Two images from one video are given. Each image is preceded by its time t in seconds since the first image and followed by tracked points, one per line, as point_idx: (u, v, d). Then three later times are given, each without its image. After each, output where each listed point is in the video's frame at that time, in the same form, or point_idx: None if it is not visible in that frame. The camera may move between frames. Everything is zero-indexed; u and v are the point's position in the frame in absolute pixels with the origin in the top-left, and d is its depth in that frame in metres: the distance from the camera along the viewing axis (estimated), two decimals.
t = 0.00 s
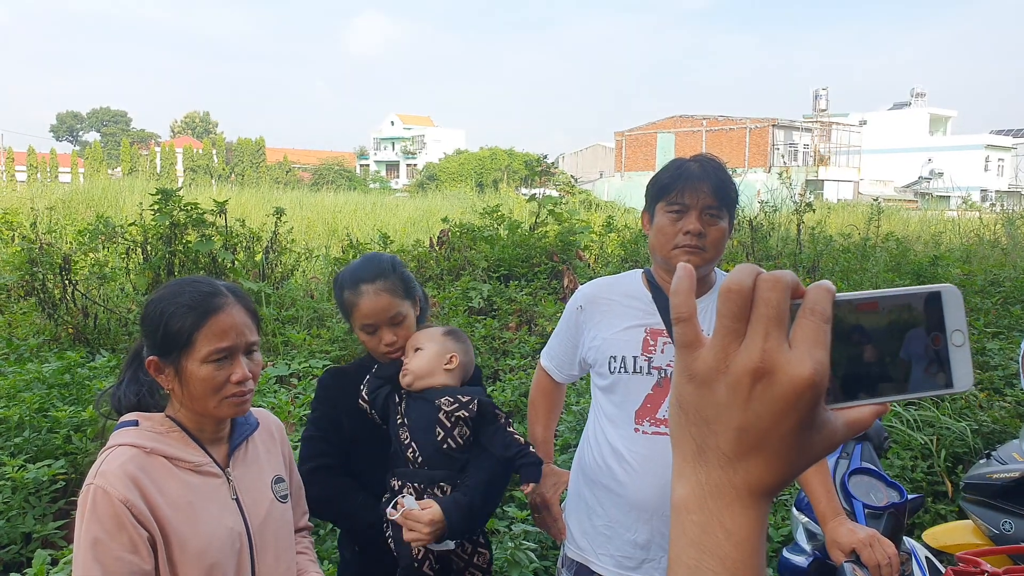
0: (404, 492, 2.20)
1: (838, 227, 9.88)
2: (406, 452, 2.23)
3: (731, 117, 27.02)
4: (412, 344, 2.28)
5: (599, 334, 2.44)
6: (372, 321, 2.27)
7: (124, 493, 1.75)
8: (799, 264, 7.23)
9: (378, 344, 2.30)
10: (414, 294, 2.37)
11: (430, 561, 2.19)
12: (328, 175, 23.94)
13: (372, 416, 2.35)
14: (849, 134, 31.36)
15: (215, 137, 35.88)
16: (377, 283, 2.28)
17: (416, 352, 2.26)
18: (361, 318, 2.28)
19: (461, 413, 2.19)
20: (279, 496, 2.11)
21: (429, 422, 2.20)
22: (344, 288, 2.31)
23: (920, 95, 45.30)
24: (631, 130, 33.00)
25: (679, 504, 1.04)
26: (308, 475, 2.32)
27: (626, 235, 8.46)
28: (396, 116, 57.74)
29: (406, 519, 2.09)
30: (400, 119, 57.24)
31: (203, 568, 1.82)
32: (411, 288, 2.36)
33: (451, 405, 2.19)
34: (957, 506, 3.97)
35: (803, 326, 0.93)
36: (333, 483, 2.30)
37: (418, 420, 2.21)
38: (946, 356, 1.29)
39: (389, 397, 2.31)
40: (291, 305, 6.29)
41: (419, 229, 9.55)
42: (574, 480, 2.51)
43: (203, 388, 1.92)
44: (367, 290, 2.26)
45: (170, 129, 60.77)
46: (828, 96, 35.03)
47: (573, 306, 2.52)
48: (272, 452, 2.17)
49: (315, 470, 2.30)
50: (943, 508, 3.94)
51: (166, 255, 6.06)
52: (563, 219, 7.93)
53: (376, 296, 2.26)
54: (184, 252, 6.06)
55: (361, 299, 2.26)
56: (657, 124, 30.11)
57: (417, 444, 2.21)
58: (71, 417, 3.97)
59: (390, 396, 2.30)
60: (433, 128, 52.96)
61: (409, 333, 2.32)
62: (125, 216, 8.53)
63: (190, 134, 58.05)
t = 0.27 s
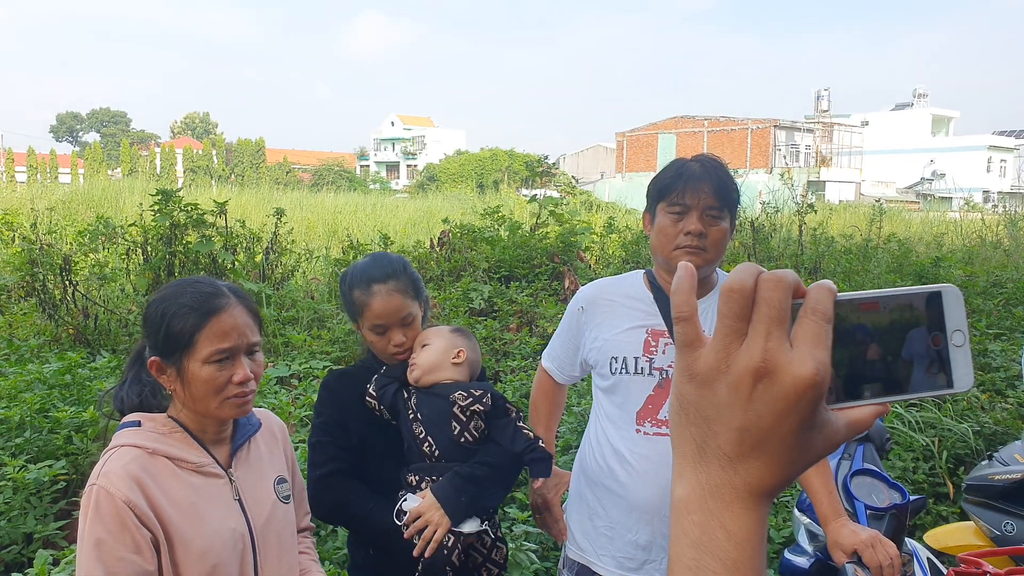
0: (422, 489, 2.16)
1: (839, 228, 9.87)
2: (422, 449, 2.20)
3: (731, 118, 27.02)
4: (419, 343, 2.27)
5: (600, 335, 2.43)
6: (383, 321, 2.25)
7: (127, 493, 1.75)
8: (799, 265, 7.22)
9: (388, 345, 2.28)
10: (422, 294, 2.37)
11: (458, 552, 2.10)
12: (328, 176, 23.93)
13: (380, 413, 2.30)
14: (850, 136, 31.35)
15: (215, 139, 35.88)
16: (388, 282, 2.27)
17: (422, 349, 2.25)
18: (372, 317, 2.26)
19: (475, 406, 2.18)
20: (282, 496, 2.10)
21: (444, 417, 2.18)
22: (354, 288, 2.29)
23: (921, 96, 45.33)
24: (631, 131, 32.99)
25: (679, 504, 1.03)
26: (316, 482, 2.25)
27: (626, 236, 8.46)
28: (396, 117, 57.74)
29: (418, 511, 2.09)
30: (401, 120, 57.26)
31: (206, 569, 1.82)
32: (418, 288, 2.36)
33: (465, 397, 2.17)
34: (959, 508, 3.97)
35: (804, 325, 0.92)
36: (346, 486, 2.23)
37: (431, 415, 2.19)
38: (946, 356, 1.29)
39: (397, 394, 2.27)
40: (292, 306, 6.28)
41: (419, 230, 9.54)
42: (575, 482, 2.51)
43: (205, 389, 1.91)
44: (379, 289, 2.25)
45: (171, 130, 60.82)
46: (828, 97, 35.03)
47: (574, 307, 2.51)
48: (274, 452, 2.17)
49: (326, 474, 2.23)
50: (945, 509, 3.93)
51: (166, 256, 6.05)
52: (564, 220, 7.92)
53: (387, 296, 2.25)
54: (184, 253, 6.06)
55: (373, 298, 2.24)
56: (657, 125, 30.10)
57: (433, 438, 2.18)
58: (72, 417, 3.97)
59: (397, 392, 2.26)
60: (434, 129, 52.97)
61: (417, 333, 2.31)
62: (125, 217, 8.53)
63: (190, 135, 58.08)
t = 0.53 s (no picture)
0: (439, 488, 2.14)
1: (839, 229, 9.87)
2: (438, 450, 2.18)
3: (732, 119, 27.02)
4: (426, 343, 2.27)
5: (601, 336, 2.43)
6: (393, 319, 2.24)
7: (130, 493, 1.75)
8: (800, 267, 7.22)
9: (394, 343, 2.27)
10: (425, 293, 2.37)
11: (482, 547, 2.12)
12: (329, 175, 23.93)
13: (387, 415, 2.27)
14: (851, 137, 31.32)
15: (216, 138, 35.89)
16: (396, 281, 2.26)
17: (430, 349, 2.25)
18: (382, 316, 2.24)
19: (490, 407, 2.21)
20: (284, 497, 2.10)
21: (459, 418, 2.18)
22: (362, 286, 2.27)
23: (923, 97, 45.30)
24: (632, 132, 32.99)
25: (676, 509, 1.03)
26: (328, 491, 2.22)
27: (627, 237, 8.45)
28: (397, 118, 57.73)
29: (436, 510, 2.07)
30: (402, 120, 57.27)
31: (208, 569, 1.82)
32: (422, 287, 2.36)
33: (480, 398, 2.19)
34: (960, 510, 3.96)
35: (801, 330, 0.92)
36: (360, 492, 2.21)
37: (446, 416, 2.18)
38: (944, 360, 1.29)
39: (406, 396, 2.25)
40: (293, 306, 6.28)
41: (420, 231, 9.54)
42: (575, 482, 2.51)
43: (208, 389, 1.91)
44: (388, 288, 2.24)
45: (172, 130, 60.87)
46: (830, 98, 35.01)
47: (575, 308, 2.51)
48: (277, 453, 2.17)
49: (339, 482, 2.21)
50: (946, 511, 3.93)
51: (167, 256, 6.05)
52: (565, 220, 7.91)
53: (398, 295, 2.24)
54: (185, 253, 6.06)
55: (383, 296, 2.23)
56: (658, 126, 30.09)
57: (448, 438, 2.17)
58: (73, 417, 3.97)
59: (407, 394, 2.24)
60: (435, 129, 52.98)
61: (423, 333, 2.31)
62: (126, 216, 8.53)
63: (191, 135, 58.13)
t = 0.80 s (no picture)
0: (452, 493, 2.17)
1: (841, 231, 9.86)
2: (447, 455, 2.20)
3: (734, 121, 27.02)
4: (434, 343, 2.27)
5: (602, 337, 2.43)
6: (402, 323, 2.23)
7: (132, 494, 1.75)
8: (802, 269, 7.22)
9: (400, 346, 2.26)
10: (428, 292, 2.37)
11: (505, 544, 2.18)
12: (330, 176, 23.94)
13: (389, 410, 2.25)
14: (853, 139, 31.30)
15: (218, 138, 35.92)
16: (405, 284, 2.25)
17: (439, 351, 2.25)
18: (392, 319, 2.23)
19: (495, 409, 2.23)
20: (287, 497, 2.10)
21: (465, 420, 2.21)
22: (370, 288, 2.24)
23: (924, 99, 45.27)
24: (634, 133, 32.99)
25: (677, 517, 1.03)
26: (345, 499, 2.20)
27: (629, 238, 8.45)
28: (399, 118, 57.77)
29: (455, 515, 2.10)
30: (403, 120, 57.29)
31: (210, 570, 1.82)
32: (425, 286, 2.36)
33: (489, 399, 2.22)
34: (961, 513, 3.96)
35: (801, 338, 0.92)
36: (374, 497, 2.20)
37: (455, 419, 2.21)
38: (946, 367, 1.28)
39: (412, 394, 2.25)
40: (294, 306, 6.29)
41: (421, 231, 9.54)
42: (575, 484, 2.51)
43: (209, 388, 1.92)
44: (400, 292, 2.23)
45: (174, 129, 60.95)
46: (831, 100, 35.01)
47: (576, 309, 2.51)
48: (279, 453, 2.17)
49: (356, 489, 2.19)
50: (947, 514, 3.93)
51: (169, 256, 6.06)
52: (566, 222, 7.91)
53: (408, 298, 2.24)
54: (187, 253, 6.07)
55: (394, 300, 2.22)
56: (660, 127, 30.09)
57: (456, 442, 2.19)
58: (74, 417, 3.97)
59: (413, 392, 2.24)
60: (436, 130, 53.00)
61: (426, 334, 2.31)
62: (128, 216, 8.54)
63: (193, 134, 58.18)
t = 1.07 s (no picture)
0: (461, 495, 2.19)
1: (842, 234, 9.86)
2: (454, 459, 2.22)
3: (735, 123, 27.01)
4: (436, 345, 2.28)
5: (603, 338, 2.43)
6: (404, 321, 2.24)
7: (132, 496, 1.75)
8: (803, 271, 7.21)
9: (401, 344, 2.27)
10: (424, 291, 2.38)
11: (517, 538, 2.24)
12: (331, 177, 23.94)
13: (391, 402, 2.21)
14: (854, 141, 31.28)
15: (220, 138, 35.93)
16: (406, 282, 2.26)
17: (444, 352, 2.27)
18: (395, 318, 2.23)
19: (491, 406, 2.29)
20: (288, 498, 2.10)
21: (467, 420, 2.24)
22: (372, 288, 2.23)
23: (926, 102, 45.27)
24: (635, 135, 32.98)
25: (681, 523, 1.03)
26: (361, 506, 2.19)
27: (629, 240, 8.45)
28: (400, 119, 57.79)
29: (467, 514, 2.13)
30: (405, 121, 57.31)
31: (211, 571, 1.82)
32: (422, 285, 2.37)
33: (486, 397, 2.27)
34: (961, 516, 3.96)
35: (806, 344, 0.92)
36: (388, 504, 2.19)
37: (460, 421, 2.24)
38: (950, 373, 1.28)
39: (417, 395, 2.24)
40: (294, 307, 6.28)
41: (422, 232, 9.54)
42: (575, 485, 2.51)
43: (209, 388, 1.92)
44: (402, 290, 2.24)
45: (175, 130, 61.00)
46: (832, 103, 35.01)
47: (577, 310, 2.51)
48: (281, 454, 2.17)
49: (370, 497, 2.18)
50: (947, 517, 3.93)
51: (169, 256, 6.06)
52: (567, 224, 7.90)
53: (409, 297, 2.25)
54: (188, 253, 6.07)
55: (398, 299, 2.22)
56: (661, 129, 30.08)
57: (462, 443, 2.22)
58: (74, 417, 3.97)
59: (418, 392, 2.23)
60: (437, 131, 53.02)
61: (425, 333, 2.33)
62: (128, 216, 8.54)
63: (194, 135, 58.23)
